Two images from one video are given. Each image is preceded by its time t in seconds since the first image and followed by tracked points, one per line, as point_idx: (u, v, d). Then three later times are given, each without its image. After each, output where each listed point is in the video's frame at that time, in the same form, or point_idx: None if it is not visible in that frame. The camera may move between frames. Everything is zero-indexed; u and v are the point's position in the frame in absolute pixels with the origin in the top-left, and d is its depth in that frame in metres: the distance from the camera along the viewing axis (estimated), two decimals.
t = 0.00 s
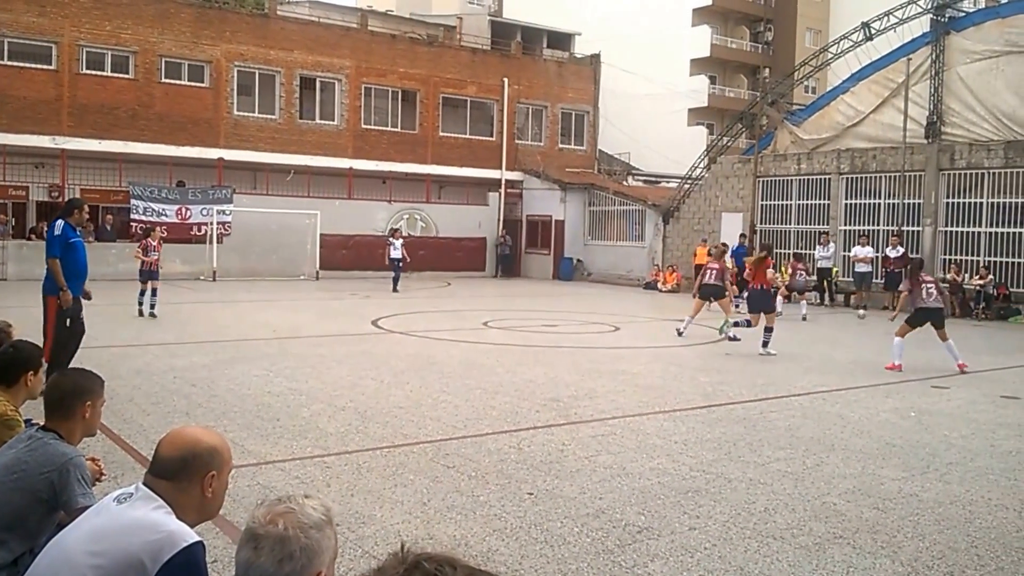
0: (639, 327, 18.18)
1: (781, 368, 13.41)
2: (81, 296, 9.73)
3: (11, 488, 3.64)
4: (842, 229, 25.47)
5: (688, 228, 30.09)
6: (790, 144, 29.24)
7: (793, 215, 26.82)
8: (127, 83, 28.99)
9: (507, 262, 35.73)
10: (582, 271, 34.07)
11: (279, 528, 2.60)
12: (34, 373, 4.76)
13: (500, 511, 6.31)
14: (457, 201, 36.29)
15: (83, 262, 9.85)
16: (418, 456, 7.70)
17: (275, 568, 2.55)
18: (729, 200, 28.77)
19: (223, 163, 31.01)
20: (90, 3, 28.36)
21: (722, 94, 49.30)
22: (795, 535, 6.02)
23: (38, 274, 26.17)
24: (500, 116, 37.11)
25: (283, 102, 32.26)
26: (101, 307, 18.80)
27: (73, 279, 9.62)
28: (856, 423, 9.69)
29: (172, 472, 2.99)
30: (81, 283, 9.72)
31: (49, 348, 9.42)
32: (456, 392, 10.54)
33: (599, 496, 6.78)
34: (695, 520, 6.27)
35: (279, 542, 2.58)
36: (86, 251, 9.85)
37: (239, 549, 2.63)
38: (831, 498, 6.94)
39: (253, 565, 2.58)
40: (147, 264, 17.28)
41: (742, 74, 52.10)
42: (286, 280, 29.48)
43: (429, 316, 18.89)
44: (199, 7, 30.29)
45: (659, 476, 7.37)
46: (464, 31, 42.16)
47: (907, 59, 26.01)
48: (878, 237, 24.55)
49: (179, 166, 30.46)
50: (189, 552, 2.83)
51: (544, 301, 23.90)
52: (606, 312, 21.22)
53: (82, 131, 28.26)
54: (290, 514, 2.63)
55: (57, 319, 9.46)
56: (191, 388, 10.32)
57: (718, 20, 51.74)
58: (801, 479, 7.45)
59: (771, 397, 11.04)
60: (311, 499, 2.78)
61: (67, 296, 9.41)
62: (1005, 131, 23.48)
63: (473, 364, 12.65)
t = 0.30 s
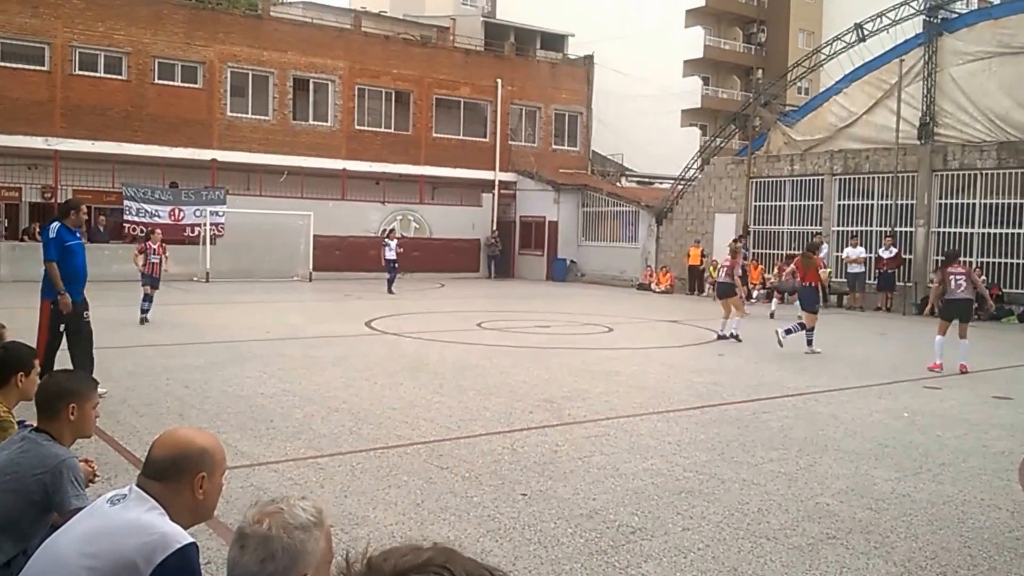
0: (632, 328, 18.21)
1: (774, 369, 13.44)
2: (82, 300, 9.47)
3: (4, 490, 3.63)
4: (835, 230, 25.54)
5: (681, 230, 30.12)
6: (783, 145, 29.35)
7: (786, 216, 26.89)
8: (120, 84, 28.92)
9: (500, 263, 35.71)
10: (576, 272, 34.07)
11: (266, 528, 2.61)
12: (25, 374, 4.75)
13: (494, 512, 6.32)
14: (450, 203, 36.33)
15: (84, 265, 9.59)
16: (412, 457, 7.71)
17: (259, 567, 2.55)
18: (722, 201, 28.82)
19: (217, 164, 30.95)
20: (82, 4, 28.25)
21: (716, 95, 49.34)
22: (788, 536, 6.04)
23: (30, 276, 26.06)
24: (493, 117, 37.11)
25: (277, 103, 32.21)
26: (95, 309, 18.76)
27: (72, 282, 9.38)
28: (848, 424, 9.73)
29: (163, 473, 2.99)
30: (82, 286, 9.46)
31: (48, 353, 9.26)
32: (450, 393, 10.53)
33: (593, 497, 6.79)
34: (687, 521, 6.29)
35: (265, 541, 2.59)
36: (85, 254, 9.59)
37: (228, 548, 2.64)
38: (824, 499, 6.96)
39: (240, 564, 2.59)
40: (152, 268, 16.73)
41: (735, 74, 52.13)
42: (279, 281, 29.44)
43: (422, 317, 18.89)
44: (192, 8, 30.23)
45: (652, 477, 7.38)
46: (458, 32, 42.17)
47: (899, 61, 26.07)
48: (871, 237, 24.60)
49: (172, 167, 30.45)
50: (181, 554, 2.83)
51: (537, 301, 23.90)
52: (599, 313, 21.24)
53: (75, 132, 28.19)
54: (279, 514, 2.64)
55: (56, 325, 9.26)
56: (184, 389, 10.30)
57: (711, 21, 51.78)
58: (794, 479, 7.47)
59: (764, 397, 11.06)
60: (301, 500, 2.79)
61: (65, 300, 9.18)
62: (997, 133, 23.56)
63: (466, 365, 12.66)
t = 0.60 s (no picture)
0: (628, 329, 18.21)
1: (769, 370, 13.44)
2: (86, 304, 9.22)
3: None
4: (830, 230, 25.57)
5: (677, 231, 30.16)
6: (778, 146, 29.40)
7: (782, 216, 26.93)
8: (116, 85, 28.88)
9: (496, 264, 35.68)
10: (572, 273, 34.06)
11: (259, 529, 2.61)
12: (21, 375, 4.74)
13: (489, 513, 6.31)
14: (446, 204, 36.35)
15: (94, 269, 9.36)
16: (408, 458, 7.70)
17: (253, 568, 2.55)
18: (718, 202, 28.84)
19: (212, 165, 30.91)
20: (77, 5, 28.22)
21: (711, 96, 49.34)
22: (784, 536, 6.05)
23: (25, 277, 25.98)
24: (489, 118, 37.11)
25: (272, 104, 32.19)
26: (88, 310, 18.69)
27: (75, 286, 9.19)
28: (844, 424, 9.74)
29: (158, 474, 2.98)
30: (87, 289, 9.23)
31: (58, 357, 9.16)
32: (446, 394, 10.53)
33: (589, 497, 6.80)
34: (683, 521, 6.30)
35: (259, 541, 2.59)
36: (96, 257, 9.35)
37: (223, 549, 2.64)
38: (820, 499, 6.98)
39: (234, 565, 2.59)
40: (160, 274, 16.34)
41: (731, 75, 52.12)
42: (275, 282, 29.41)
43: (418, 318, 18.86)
44: (188, 9, 30.20)
45: (648, 478, 7.39)
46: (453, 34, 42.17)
47: (894, 61, 26.11)
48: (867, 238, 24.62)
49: (168, 168, 30.44)
50: (178, 555, 2.83)
51: (534, 302, 23.90)
52: (596, 314, 21.23)
53: (70, 134, 28.17)
54: (273, 514, 2.64)
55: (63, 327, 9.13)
56: (180, 391, 10.29)
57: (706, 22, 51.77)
58: (790, 479, 7.48)
59: (759, 398, 11.07)
60: (296, 501, 2.79)
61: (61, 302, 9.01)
62: (992, 133, 23.64)
63: (463, 366, 12.64)
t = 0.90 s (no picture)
0: (626, 329, 18.22)
1: (767, 370, 13.45)
2: (96, 305, 9.03)
3: None
4: (828, 230, 25.60)
5: (675, 231, 30.17)
6: (775, 147, 29.43)
7: (780, 217, 26.95)
8: (114, 86, 28.87)
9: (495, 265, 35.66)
10: (570, 274, 34.07)
11: (258, 531, 2.60)
12: (18, 376, 4.73)
13: (488, 514, 6.31)
14: (444, 204, 36.36)
15: (107, 269, 9.16)
16: (406, 459, 7.70)
17: (251, 569, 2.55)
18: (716, 203, 28.87)
19: (210, 166, 30.88)
20: (75, 5, 28.20)
21: (710, 96, 49.35)
22: (782, 536, 6.05)
23: (22, 277, 25.91)
24: (487, 118, 37.10)
25: (270, 105, 32.17)
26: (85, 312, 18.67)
27: (87, 286, 9.04)
28: (842, 424, 9.75)
29: (155, 475, 2.98)
30: (98, 288, 9.06)
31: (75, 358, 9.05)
32: (444, 395, 10.53)
33: (587, 498, 6.79)
34: (681, 522, 6.30)
35: (258, 543, 2.58)
36: (107, 257, 9.12)
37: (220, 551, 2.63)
38: (818, 499, 6.98)
39: (232, 566, 2.58)
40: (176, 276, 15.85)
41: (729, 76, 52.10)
42: (274, 283, 29.40)
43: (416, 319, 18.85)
44: (185, 10, 30.16)
45: (647, 478, 7.39)
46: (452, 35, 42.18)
47: (892, 62, 26.13)
48: (865, 238, 24.61)
49: (166, 169, 30.43)
50: (176, 556, 2.82)
51: (531, 303, 23.91)
52: (594, 315, 21.24)
53: (68, 135, 28.15)
54: (272, 516, 2.64)
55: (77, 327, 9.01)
56: (178, 392, 10.28)
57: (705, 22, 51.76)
58: (788, 480, 7.48)
59: (757, 399, 11.08)
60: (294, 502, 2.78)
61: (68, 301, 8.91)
62: (989, 134, 23.67)
63: (462, 367, 12.64)
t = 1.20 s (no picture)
0: (626, 330, 18.20)
1: (768, 370, 13.43)
2: (119, 313, 8.91)
3: None
4: (828, 230, 25.59)
5: (675, 231, 30.17)
6: (775, 147, 29.40)
7: (780, 217, 26.93)
8: (114, 86, 28.87)
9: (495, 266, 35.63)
10: (571, 274, 34.06)
11: (258, 531, 2.59)
12: (18, 377, 4.72)
13: (489, 514, 6.30)
14: (444, 205, 36.34)
15: (129, 276, 9.00)
16: (407, 460, 7.68)
17: (251, 570, 2.53)
18: (716, 203, 28.87)
19: (210, 167, 30.87)
20: (74, 6, 28.20)
21: (710, 97, 49.33)
22: (782, 536, 6.04)
23: (21, 278, 25.88)
24: (487, 119, 37.09)
25: (270, 106, 32.15)
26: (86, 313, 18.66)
27: (108, 294, 8.91)
28: (842, 424, 9.74)
29: (155, 477, 2.97)
30: (121, 296, 8.93)
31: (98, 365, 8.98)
32: (444, 395, 10.52)
33: (588, 498, 6.78)
34: (682, 522, 6.29)
35: (257, 543, 2.57)
36: (129, 264, 8.96)
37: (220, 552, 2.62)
38: (818, 499, 6.96)
39: (231, 567, 2.57)
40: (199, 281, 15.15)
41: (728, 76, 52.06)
42: (274, 284, 29.37)
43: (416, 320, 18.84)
44: (185, 10, 30.14)
45: (648, 478, 7.38)
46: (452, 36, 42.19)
47: (891, 62, 26.14)
48: (866, 238, 24.59)
49: (166, 169, 30.43)
50: (177, 558, 2.80)
51: (531, 304, 23.90)
52: (594, 315, 21.24)
53: (67, 135, 28.14)
54: (272, 517, 2.62)
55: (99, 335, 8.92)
56: (178, 393, 10.27)
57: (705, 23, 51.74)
58: (788, 479, 7.47)
59: (758, 399, 11.07)
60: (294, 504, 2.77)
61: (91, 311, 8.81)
62: (989, 134, 23.63)
63: (462, 367, 12.62)
